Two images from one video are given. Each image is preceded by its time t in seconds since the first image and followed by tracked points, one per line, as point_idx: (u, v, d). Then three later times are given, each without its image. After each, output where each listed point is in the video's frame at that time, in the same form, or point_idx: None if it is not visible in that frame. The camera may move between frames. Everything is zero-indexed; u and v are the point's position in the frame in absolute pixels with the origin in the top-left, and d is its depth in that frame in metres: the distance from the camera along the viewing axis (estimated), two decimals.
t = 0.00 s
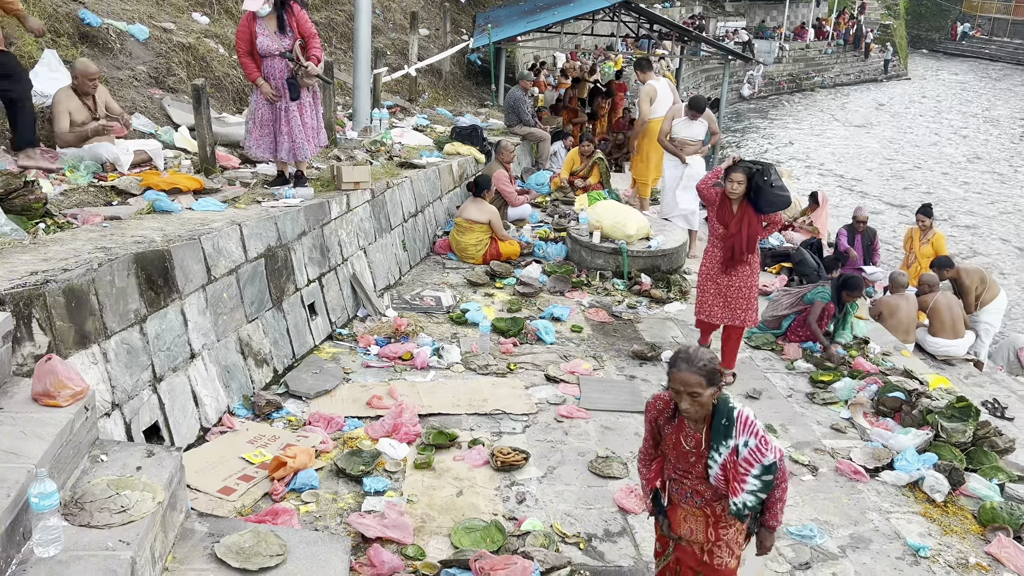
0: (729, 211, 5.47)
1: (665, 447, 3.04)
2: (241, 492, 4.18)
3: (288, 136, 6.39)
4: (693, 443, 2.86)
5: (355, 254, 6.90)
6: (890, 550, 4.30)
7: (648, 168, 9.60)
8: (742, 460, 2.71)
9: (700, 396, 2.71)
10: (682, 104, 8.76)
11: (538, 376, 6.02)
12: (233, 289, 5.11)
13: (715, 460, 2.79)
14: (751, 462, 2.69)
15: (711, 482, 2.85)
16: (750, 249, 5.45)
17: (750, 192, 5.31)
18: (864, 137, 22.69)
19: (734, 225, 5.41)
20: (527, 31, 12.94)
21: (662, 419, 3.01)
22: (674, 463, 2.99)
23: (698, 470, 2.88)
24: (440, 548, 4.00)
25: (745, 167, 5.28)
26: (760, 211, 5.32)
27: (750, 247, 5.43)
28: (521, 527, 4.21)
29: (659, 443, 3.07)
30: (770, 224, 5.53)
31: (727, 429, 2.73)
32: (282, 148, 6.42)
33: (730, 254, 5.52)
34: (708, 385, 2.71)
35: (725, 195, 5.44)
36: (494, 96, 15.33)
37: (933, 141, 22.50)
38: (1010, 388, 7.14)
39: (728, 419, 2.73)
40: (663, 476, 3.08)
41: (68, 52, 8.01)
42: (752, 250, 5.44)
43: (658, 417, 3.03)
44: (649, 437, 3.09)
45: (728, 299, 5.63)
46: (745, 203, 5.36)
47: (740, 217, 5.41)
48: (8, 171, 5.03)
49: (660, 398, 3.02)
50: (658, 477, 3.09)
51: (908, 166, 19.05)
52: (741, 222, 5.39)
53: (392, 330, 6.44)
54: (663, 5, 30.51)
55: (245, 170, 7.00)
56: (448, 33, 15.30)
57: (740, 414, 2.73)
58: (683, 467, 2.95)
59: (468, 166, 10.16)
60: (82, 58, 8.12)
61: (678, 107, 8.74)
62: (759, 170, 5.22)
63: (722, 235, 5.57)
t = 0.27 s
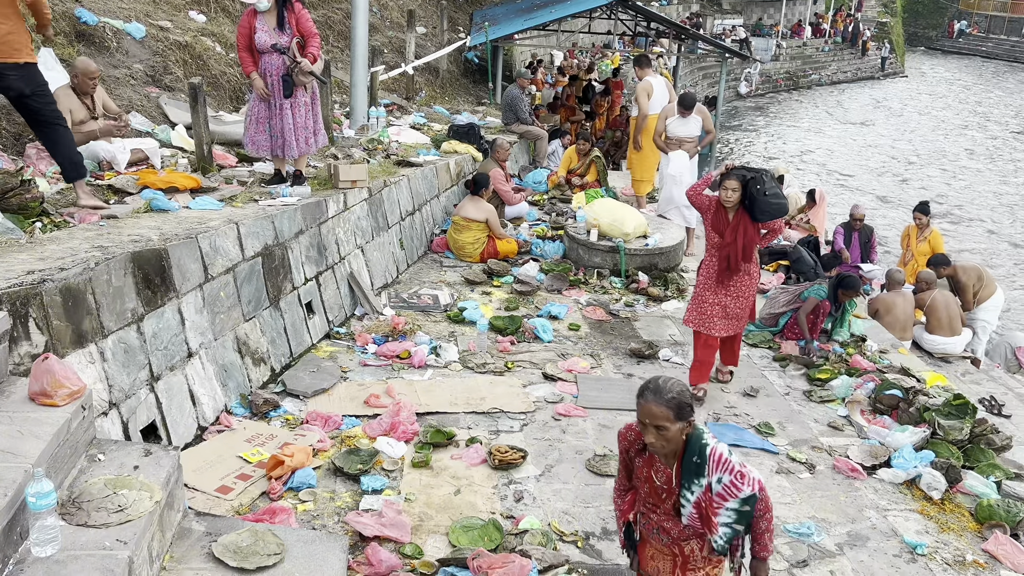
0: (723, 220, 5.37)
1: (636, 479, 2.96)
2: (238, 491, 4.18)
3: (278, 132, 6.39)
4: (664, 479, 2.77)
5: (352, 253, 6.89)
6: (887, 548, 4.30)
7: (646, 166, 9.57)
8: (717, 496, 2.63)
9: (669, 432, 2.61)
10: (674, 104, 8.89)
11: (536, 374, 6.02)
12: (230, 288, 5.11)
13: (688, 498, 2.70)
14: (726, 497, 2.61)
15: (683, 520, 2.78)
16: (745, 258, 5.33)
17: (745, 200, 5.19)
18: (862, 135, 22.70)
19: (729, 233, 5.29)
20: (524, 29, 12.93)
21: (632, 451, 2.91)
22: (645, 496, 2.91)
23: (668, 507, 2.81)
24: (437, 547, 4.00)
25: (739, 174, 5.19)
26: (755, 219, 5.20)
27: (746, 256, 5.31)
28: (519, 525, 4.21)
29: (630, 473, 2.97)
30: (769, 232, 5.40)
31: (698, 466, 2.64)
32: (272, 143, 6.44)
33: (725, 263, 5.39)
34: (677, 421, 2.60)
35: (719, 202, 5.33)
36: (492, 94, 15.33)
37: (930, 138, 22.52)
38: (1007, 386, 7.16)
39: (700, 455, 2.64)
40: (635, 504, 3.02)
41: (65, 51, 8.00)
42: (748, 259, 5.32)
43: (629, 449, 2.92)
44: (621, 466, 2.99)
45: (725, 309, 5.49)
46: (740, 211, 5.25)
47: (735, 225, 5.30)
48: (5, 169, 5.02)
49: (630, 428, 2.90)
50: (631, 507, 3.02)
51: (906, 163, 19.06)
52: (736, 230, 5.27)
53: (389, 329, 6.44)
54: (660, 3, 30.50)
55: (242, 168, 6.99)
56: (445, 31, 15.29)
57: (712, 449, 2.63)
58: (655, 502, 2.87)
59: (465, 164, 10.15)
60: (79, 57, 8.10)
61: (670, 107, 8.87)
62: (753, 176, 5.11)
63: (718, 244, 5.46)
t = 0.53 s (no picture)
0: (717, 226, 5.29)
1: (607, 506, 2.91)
2: (236, 491, 4.17)
3: (271, 128, 6.37)
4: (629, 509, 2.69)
5: (349, 252, 6.88)
6: (885, 546, 4.30)
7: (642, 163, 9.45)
8: (680, 538, 2.45)
9: (628, 456, 2.54)
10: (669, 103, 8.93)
11: (534, 373, 6.01)
12: (228, 288, 5.10)
13: (651, 531, 2.56)
14: (695, 544, 2.41)
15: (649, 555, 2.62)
16: (740, 264, 5.24)
17: (738, 204, 5.13)
18: (859, 133, 22.72)
19: (723, 240, 5.21)
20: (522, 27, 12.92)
21: (600, 477, 2.90)
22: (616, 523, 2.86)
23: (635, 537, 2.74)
24: (436, 547, 3.99)
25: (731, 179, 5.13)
26: (749, 223, 5.12)
27: (741, 261, 5.22)
28: (517, 524, 4.21)
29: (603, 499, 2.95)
30: (763, 238, 5.33)
31: (661, 499, 2.49)
32: (266, 140, 6.42)
33: (720, 270, 5.29)
34: (638, 445, 2.53)
35: (711, 209, 5.26)
36: (489, 93, 15.32)
37: (928, 136, 22.53)
38: (1005, 383, 7.17)
39: (664, 487, 2.49)
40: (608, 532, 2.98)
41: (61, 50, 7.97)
42: (743, 265, 5.22)
43: (598, 473, 2.90)
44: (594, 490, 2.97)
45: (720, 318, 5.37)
46: (733, 216, 5.17)
47: (728, 231, 5.22)
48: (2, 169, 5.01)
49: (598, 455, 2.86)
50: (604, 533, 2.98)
51: (904, 161, 19.07)
52: (730, 236, 5.18)
53: (387, 328, 6.43)
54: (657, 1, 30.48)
55: (240, 168, 6.98)
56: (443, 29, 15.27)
57: (676, 483, 2.46)
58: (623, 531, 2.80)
59: (463, 163, 10.14)
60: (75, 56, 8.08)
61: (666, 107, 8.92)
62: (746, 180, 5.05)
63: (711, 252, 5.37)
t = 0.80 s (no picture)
0: (717, 234, 5.11)
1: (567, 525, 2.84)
2: (234, 492, 4.17)
3: (264, 126, 6.39)
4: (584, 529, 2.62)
5: (347, 252, 6.88)
6: (883, 544, 4.30)
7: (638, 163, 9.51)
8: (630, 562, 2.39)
9: (579, 474, 2.48)
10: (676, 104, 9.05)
11: (533, 373, 6.01)
12: (225, 288, 5.09)
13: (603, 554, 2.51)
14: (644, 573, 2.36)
15: None
16: (742, 273, 5.05)
17: (740, 212, 4.96)
18: (857, 131, 22.74)
19: (724, 249, 5.03)
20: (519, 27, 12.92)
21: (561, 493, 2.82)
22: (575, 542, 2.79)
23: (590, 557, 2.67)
24: (434, 547, 3.99)
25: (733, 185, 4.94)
26: (752, 232, 4.95)
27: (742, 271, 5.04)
28: (516, 524, 4.21)
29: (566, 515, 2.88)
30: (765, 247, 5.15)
31: (612, 520, 2.44)
32: (260, 138, 6.45)
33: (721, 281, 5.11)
34: (588, 463, 2.47)
35: (712, 216, 5.08)
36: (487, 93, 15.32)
37: (925, 134, 22.56)
38: (1002, 381, 7.17)
39: (615, 508, 2.44)
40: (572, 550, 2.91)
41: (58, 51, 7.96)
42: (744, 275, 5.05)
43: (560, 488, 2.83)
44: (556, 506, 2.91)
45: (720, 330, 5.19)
46: (735, 225, 5.00)
47: (730, 240, 5.04)
48: None
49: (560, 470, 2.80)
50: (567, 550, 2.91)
51: (901, 160, 19.08)
52: (732, 245, 5.01)
53: (385, 328, 6.43)
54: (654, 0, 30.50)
55: (237, 168, 6.97)
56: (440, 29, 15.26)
57: (629, 505, 2.40)
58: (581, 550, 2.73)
59: (460, 163, 10.14)
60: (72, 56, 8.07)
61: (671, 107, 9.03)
62: (749, 187, 4.87)
63: (712, 261, 5.19)
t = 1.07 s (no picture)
0: (724, 248, 4.93)
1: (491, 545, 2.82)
2: (233, 493, 4.17)
3: (259, 125, 6.40)
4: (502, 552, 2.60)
5: (345, 253, 6.88)
6: (882, 543, 4.31)
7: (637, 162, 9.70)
8: None
9: (487, 500, 2.47)
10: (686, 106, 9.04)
11: (531, 373, 6.01)
12: (224, 289, 5.09)
13: None
14: None
15: None
16: (750, 290, 4.88)
17: (749, 226, 4.78)
18: (855, 129, 22.74)
19: (732, 264, 4.86)
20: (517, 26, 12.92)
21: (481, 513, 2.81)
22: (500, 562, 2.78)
23: None
24: (433, 547, 4.00)
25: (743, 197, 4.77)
26: (761, 246, 4.79)
27: (750, 288, 4.86)
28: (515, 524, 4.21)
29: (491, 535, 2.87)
30: (773, 262, 4.99)
31: (525, 544, 2.43)
32: (257, 138, 6.46)
33: (727, 297, 4.92)
34: (496, 489, 2.45)
35: (720, 229, 4.90)
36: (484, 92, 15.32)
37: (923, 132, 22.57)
38: (1000, 380, 7.18)
39: (527, 532, 2.43)
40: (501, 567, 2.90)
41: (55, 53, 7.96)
42: (752, 292, 4.87)
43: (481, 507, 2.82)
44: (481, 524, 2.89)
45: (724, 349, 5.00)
46: (744, 239, 4.83)
47: (738, 254, 4.87)
48: None
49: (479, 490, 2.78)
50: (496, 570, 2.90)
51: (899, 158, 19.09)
52: (740, 260, 4.84)
53: (383, 328, 6.43)
54: None
55: (235, 168, 6.97)
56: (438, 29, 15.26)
57: (540, 529, 2.38)
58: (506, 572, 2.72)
59: (458, 163, 10.15)
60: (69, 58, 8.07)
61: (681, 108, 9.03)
62: (760, 199, 4.70)
63: (717, 276, 5.00)
